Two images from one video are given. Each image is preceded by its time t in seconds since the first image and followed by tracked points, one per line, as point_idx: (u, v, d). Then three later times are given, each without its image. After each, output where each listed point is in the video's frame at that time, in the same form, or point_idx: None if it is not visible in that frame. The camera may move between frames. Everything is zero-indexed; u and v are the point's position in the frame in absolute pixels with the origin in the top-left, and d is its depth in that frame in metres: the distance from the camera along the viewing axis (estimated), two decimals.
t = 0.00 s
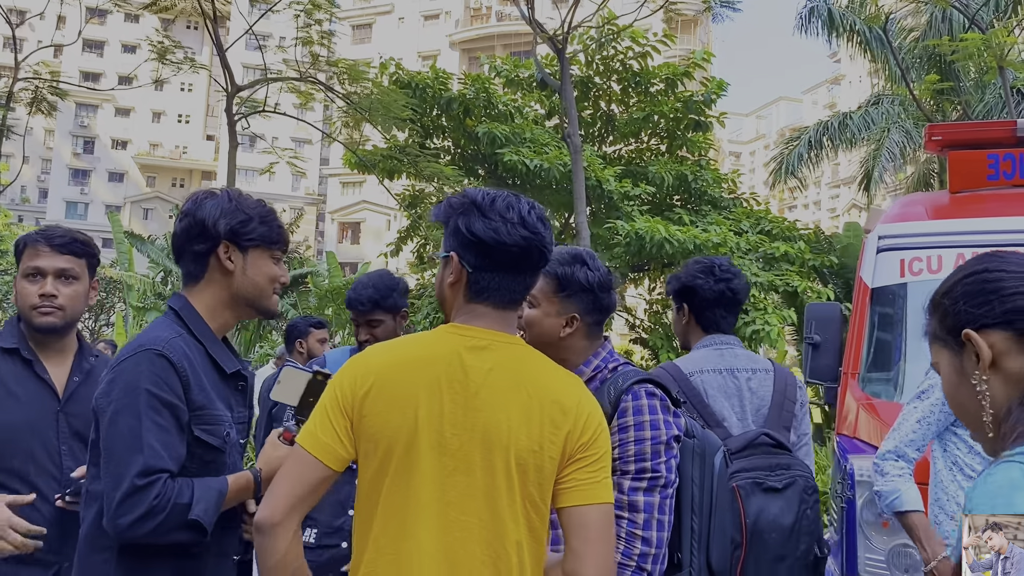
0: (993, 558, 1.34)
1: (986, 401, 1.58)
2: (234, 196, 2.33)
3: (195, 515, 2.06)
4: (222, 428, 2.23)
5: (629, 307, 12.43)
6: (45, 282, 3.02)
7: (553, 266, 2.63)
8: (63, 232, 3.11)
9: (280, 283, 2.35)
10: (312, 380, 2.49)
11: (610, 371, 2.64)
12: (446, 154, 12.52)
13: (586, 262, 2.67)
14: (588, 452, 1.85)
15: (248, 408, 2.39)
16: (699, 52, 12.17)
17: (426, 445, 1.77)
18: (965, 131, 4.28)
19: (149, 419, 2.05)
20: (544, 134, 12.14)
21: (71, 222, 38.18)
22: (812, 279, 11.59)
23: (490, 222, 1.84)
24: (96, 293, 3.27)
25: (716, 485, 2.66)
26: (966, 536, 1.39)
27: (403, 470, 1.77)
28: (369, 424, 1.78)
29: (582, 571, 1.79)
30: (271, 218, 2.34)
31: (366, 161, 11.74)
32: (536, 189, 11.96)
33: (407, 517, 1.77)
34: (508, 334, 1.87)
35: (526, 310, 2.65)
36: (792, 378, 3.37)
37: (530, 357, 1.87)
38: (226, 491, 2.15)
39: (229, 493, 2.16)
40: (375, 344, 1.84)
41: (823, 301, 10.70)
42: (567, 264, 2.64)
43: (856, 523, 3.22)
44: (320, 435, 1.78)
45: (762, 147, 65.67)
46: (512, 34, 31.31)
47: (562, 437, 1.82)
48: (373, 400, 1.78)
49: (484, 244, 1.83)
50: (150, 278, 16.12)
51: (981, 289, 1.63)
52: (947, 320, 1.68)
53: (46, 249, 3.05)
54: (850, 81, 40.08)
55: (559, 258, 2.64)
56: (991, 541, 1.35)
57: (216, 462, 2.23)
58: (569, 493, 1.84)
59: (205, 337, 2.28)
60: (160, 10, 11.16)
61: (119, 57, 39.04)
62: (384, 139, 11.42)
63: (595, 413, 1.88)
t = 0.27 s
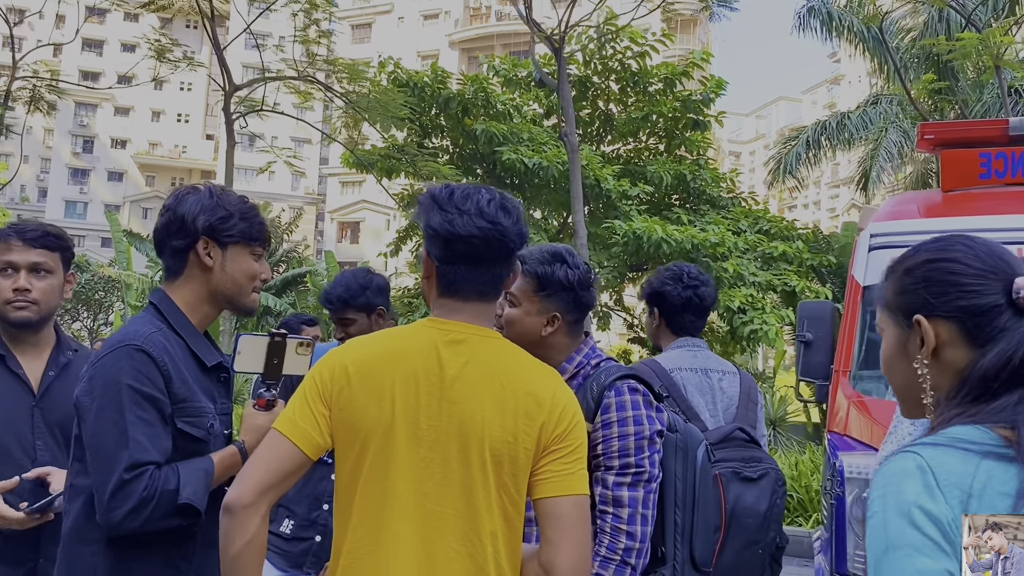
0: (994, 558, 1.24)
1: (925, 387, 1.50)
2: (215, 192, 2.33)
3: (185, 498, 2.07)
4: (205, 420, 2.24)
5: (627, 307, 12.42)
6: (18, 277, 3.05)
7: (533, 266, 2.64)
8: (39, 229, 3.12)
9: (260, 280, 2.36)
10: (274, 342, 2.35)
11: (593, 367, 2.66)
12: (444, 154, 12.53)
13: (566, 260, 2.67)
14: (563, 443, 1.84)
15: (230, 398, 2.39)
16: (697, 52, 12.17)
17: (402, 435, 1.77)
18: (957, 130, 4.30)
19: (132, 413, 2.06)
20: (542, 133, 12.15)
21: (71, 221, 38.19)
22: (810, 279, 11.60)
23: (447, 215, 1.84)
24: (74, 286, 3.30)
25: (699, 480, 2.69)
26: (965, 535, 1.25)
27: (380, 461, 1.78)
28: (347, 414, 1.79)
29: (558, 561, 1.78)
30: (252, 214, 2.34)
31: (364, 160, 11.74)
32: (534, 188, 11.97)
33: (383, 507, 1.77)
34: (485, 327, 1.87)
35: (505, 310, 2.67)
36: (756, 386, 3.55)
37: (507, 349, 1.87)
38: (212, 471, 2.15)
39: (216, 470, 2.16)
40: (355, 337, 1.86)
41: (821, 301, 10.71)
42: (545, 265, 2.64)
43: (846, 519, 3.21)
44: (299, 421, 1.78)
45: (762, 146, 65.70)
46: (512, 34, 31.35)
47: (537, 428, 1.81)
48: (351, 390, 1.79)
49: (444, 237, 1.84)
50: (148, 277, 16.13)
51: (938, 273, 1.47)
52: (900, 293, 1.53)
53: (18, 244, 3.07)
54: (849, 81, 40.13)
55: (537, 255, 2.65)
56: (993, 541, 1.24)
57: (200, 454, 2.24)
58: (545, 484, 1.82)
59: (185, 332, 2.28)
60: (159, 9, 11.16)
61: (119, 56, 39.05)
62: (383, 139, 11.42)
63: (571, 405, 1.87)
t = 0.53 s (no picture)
0: (993, 558, 1.38)
1: (869, 379, 1.61)
2: (198, 191, 2.33)
3: (182, 492, 2.07)
4: (198, 418, 2.24)
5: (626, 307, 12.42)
6: (11, 280, 3.08)
7: (515, 267, 2.63)
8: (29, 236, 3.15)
9: (246, 279, 2.33)
10: (262, 330, 2.35)
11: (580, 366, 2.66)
12: (443, 154, 12.53)
13: (548, 258, 2.66)
14: (554, 441, 1.82)
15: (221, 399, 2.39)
16: (697, 53, 12.17)
17: (393, 435, 1.77)
18: (954, 131, 4.32)
19: (126, 412, 2.06)
20: (541, 133, 12.16)
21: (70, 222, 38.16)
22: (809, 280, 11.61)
23: (439, 214, 1.83)
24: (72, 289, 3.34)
25: (684, 477, 2.70)
26: (964, 534, 1.40)
27: (371, 460, 1.78)
28: (338, 412, 1.79)
29: (549, 559, 1.78)
30: (234, 212, 2.32)
31: (363, 161, 11.73)
32: (533, 188, 11.98)
33: (374, 505, 1.78)
34: (476, 327, 1.86)
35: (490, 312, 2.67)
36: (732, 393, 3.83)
37: (498, 348, 1.85)
38: (208, 465, 2.15)
39: (212, 465, 2.16)
40: (347, 336, 1.86)
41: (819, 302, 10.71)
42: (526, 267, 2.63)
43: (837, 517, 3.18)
44: (292, 419, 1.78)
45: (762, 147, 65.70)
46: (511, 34, 31.37)
47: (527, 426, 1.80)
48: (342, 389, 1.79)
49: (435, 237, 1.82)
50: (148, 277, 16.13)
51: (897, 277, 1.56)
52: (858, 288, 1.61)
53: (11, 248, 3.10)
54: (849, 82, 40.17)
55: (519, 256, 2.65)
56: (992, 541, 1.39)
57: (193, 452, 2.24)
58: (535, 483, 1.81)
59: (176, 331, 2.28)
60: (158, 9, 11.15)
61: (118, 56, 39.05)
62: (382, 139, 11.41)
63: (563, 403, 1.86)
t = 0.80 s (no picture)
0: (992, 558, 1.42)
1: (869, 378, 1.66)
2: (198, 193, 2.31)
3: (191, 491, 2.05)
4: (206, 419, 2.22)
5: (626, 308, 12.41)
6: (15, 289, 3.08)
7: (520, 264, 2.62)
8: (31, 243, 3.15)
9: (247, 280, 2.30)
10: (271, 328, 2.35)
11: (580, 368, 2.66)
12: (443, 155, 12.52)
13: (551, 255, 2.66)
14: (567, 443, 1.82)
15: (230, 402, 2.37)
16: (697, 55, 12.17)
17: (407, 439, 1.76)
18: (958, 132, 4.30)
19: (133, 411, 2.05)
20: (541, 134, 12.15)
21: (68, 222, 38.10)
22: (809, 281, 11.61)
23: (446, 217, 1.81)
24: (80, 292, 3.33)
25: (686, 477, 2.69)
26: (964, 534, 1.44)
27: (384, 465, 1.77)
28: (350, 418, 1.78)
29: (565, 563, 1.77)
30: (234, 212, 2.29)
31: (363, 161, 11.72)
32: (533, 189, 11.97)
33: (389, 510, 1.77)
34: (486, 329, 1.85)
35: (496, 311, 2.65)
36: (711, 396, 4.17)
37: (509, 351, 1.85)
38: (217, 464, 2.13)
39: (221, 464, 2.14)
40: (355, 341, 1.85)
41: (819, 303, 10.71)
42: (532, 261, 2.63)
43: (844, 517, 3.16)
44: (305, 428, 1.78)
45: (761, 148, 65.72)
46: (510, 35, 31.40)
47: (540, 428, 1.80)
48: (353, 395, 1.78)
49: (446, 241, 1.81)
50: (147, 277, 16.10)
51: (902, 282, 1.63)
52: (862, 291, 1.67)
53: (19, 256, 3.11)
54: (848, 83, 40.24)
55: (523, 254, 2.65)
56: (992, 541, 1.42)
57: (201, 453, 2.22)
58: (549, 484, 1.81)
59: (183, 333, 2.27)
60: (158, 9, 11.14)
61: (117, 56, 39.05)
62: (382, 139, 11.40)
63: (574, 404, 1.86)
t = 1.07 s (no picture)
0: (993, 557, 1.42)
1: (927, 385, 1.75)
2: (226, 202, 2.33)
3: (224, 497, 2.06)
4: (233, 424, 2.24)
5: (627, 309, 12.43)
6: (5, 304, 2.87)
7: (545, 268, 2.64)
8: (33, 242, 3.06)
9: (274, 287, 2.31)
10: (298, 335, 2.45)
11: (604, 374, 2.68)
12: (444, 156, 12.53)
13: (574, 260, 2.69)
14: (599, 449, 1.84)
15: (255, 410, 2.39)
16: (697, 57, 12.19)
17: (440, 450, 1.78)
18: (965, 137, 4.33)
19: (164, 416, 2.07)
20: (542, 135, 12.16)
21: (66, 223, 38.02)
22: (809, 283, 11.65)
23: (471, 227, 1.82)
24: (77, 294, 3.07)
25: (705, 483, 2.71)
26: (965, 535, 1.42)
27: (417, 476, 1.79)
28: (382, 430, 1.80)
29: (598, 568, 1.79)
30: (261, 220, 2.31)
31: (364, 163, 11.71)
32: (534, 190, 11.99)
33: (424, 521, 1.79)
34: (513, 337, 1.87)
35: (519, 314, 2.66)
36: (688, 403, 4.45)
37: (537, 358, 1.86)
38: (249, 469, 2.14)
39: (253, 470, 2.15)
40: (382, 353, 1.86)
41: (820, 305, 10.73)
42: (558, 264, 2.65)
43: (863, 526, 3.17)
44: (336, 444, 1.81)
45: (758, 149, 65.79)
46: (509, 36, 31.44)
47: (573, 435, 1.82)
48: (384, 406, 1.80)
49: (474, 251, 1.82)
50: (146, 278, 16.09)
51: (958, 294, 1.74)
52: (920, 302, 1.78)
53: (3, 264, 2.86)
54: (846, 85, 40.35)
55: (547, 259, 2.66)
56: (993, 540, 1.42)
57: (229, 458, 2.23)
58: (582, 491, 1.83)
59: (209, 340, 2.28)
60: (159, 10, 11.12)
61: (115, 57, 39.02)
62: (383, 140, 11.39)
63: (605, 410, 1.87)
